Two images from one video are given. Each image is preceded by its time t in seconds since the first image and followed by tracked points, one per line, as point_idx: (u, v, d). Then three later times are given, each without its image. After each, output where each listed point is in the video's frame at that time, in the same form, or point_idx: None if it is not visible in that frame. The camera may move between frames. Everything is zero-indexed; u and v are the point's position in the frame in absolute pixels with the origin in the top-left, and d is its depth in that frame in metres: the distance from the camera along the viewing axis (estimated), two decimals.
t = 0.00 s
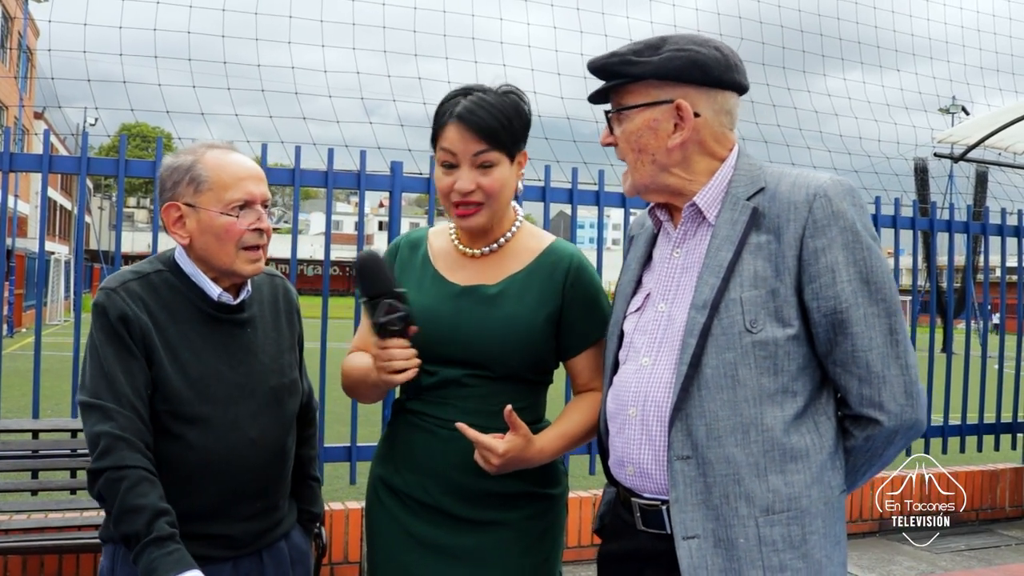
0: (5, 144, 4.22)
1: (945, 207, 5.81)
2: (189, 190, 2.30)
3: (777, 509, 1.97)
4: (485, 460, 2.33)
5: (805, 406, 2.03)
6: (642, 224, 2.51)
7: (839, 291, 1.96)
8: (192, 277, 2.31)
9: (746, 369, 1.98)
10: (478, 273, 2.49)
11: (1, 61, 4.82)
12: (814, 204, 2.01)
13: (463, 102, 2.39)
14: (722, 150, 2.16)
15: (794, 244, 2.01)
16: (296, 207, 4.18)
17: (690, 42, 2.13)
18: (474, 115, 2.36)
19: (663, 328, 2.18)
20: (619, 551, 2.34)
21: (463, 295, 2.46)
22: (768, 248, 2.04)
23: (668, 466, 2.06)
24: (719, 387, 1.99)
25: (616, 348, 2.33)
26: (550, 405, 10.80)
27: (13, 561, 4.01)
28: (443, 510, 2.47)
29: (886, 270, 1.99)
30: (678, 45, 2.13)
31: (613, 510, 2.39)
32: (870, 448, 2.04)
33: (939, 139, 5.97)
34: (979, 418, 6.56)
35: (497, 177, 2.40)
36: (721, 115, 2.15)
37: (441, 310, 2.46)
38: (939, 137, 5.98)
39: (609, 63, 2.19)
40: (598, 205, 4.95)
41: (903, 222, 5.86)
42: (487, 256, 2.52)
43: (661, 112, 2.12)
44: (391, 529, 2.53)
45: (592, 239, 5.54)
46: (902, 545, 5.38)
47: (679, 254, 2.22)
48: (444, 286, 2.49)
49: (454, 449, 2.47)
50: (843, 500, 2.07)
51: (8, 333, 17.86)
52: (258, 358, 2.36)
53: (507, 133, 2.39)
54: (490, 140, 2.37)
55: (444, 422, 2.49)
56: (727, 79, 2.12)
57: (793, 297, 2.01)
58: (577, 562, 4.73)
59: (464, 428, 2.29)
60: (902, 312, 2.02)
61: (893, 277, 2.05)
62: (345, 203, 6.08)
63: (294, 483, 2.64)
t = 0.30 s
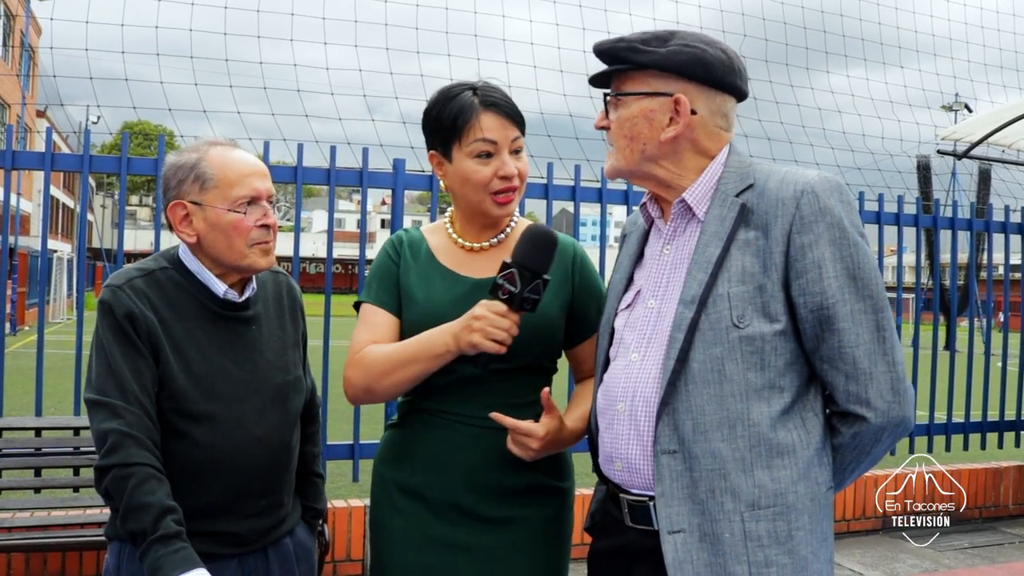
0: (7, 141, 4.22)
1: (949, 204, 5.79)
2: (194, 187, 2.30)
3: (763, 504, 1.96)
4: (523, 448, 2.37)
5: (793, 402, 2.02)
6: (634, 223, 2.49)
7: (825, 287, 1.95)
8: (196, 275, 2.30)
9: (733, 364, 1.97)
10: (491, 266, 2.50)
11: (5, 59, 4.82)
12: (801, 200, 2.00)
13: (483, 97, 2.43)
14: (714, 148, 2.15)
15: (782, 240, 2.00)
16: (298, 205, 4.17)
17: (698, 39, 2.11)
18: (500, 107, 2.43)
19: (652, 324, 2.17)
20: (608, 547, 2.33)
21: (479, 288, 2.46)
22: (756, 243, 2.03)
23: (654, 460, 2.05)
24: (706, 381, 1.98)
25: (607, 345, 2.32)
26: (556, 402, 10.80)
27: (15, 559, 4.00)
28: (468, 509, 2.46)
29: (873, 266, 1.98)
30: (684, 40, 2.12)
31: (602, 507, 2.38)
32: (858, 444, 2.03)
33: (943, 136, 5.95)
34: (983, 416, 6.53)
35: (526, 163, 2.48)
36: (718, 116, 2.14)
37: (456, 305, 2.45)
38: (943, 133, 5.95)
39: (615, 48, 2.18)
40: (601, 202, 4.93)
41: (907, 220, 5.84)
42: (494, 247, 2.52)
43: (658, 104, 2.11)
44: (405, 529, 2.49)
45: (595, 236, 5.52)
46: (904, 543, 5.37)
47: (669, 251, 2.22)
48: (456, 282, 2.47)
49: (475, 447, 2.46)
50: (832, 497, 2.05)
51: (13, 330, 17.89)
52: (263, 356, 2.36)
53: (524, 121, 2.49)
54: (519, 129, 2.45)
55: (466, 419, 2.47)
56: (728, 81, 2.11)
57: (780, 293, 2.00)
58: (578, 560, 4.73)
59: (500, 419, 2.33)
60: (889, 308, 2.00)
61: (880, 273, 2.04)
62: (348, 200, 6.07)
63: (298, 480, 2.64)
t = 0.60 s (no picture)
0: (12, 140, 4.21)
1: (953, 202, 5.77)
2: (204, 186, 2.29)
3: (774, 502, 1.95)
4: (542, 446, 2.37)
5: (801, 400, 2.01)
6: (635, 222, 2.49)
7: (834, 284, 1.93)
8: (203, 273, 2.30)
9: (742, 362, 1.96)
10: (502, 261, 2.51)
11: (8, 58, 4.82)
12: (808, 198, 1.99)
13: (484, 95, 2.42)
14: (718, 146, 2.14)
15: (789, 238, 1.98)
16: (302, 203, 4.16)
17: (697, 36, 2.10)
18: (500, 105, 2.42)
19: (659, 323, 2.16)
20: (616, 546, 2.32)
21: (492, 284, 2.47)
22: (763, 242, 2.02)
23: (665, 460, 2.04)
24: (715, 380, 1.97)
25: (610, 344, 2.31)
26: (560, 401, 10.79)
27: (21, 558, 4.01)
28: (485, 509, 2.45)
29: (881, 263, 1.97)
30: (684, 38, 2.11)
31: (608, 506, 2.37)
32: (866, 441, 2.02)
33: (947, 134, 5.93)
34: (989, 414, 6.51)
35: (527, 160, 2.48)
36: (720, 113, 2.13)
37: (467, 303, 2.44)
38: (947, 131, 5.93)
39: (614, 48, 2.16)
40: (606, 201, 4.92)
41: (911, 218, 5.81)
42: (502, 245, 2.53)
43: (661, 103, 2.10)
44: (417, 530, 2.48)
45: (599, 235, 5.51)
46: (910, 542, 5.35)
47: (674, 250, 2.21)
48: (468, 279, 2.47)
49: (488, 446, 2.45)
50: (840, 494, 2.04)
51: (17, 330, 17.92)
52: (271, 355, 2.35)
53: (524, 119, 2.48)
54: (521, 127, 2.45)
55: (478, 418, 2.46)
56: (729, 76, 2.10)
57: (788, 291, 1.98)
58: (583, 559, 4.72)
59: (520, 417, 2.32)
60: (897, 304, 1.99)
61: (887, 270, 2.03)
62: (352, 199, 6.06)
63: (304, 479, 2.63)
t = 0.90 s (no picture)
0: (16, 139, 4.20)
1: (957, 202, 5.77)
2: (211, 186, 2.28)
3: (788, 506, 1.95)
4: (538, 444, 2.37)
5: (814, 403, 2.01)
6: (645, 222, 2.47)
7: (848, 289, 1.93)
8: (209, 273, 2.29)
9: (756, 367, 1.96)
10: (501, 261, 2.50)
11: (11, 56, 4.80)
12: (823, 202, 1.98)
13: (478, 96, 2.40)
14: (728, 147, 2.14)
15: (803, 242, 1.98)
16: (306, 203, 4.16)
17: (684, 40, 2.10)
18: (492, 107, 2.40)
19: (671, 326, 2.16)
20: (627, 547, 2.32)
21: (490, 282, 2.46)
22: (777, 246, 2.01)
23: (677, 464, 2.04)
24: (729, 385, 1.97)
25: (622, 346, 2.31)
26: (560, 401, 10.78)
27: (24, 556, 4.01)
28: (482, 508, 2.45)
29: (895, 268, 1.96)
30: (673, 45, 2.10)
31: (617, 506, 2.37)
32: (878, 444, 2.02)
33: (951, 134, 5.91)
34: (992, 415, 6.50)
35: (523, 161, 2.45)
36: (724, 109, 2.12)
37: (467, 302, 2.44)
38: (951, 132, 5.91)
39: (606, 72, 2.15)
40: (609, 201, 4.91)
41: (915, 218, 5.80)
42: (500, 245, 2.51)
43: (665, 115, 2.08)
44: (416, 528, 2.49)
45: (602, 235, 5.51)
46: (913, 543, 5.34)
47: (687, 252, 2.20)
48: (471, 278, 2.46)
49: (490, 445, 2.45)
50: (852, 497, 2.04)
51: (18, 328, 17.93)
52: (276, 355, 2.35)
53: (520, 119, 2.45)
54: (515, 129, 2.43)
55: (480, 417, 2.46)
56: (726, 73, 2.09)
57: (802, 295, 1.98)
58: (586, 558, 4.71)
59: (513, 415, 2.32)
60: (910, 308, 1.99)
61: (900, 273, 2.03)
62: (355, 198, 6.06)
63: (309, 478, 2.63)
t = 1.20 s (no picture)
0: (16, 138, 4.20)
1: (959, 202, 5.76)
2: (211, 183, 2.28)
3: (788, 507, 1.95)
4: (533, 449, 2.36)
5: (815, 405, 2.01)
6: (651, 222, 2.48)
7: (850, 291, 1.93)
8: (209, 272, 2.29)
9: (757, 368, 1.96)
10: (505, 263, 2.48)
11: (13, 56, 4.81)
12: (825, 203, 1.98)
13: (449, 103, 2.41)
14: (734, 149, 2.14)
15: (806, 243, 1.98)
16: (307, 202, 4.16)
17: (712, 39, 2.10)
18: (448, 116, 2.38)
19: (675, 327, 2.15)
20: (628, 548, 2.32)
21: (495, 284, 2.44)
22: (779, 246, 2.01)
23: (678, 464, 2.04)
24: (730, 385, 1.97)
25: (625, 345, 2.30)
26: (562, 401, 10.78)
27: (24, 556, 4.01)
28: (479, 507, 2.45)
29: (898, 269, 1.96)
30: (699, 41, 2.10)
31: (621, 505, 2.36)
32: (880, 445, 2.01)
33: (952, 134, 5.91)
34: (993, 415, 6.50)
35: (479, 174, 2.38)
36: (736, 115, 2.13)
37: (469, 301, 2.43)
38: (952, 131, 5.91)
39: (628, 53, 2.15)
40: (610, 200, 4.91)
41: (916, 218, 5.79)
42: (505, 247, 2.50)
43: (677, 107, 2.09)
44: (415, 525, 2.50)
45: (603, 234, 5.50)
46: (914, 543, 5.33)
47: (691, 253, 2.20)
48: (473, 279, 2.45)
49: (487, 445, 2.45)
50: (853, 498, 2.04)
51: (20, 328, 17.95)
52: (276, 354, 2.35)
53: (486, 129, 2.37)
54: (471, 139, 2.36)
55: (479, 416, 2.46)
56: (745, 81, 2.10)
57: (803, 296, 1.98)
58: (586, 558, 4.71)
59: (508, 419, 2.32)
60: (913, 310, 1.99)
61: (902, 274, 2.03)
62: (357, 198, 6.06)
63: (309, 478, 2.63)
